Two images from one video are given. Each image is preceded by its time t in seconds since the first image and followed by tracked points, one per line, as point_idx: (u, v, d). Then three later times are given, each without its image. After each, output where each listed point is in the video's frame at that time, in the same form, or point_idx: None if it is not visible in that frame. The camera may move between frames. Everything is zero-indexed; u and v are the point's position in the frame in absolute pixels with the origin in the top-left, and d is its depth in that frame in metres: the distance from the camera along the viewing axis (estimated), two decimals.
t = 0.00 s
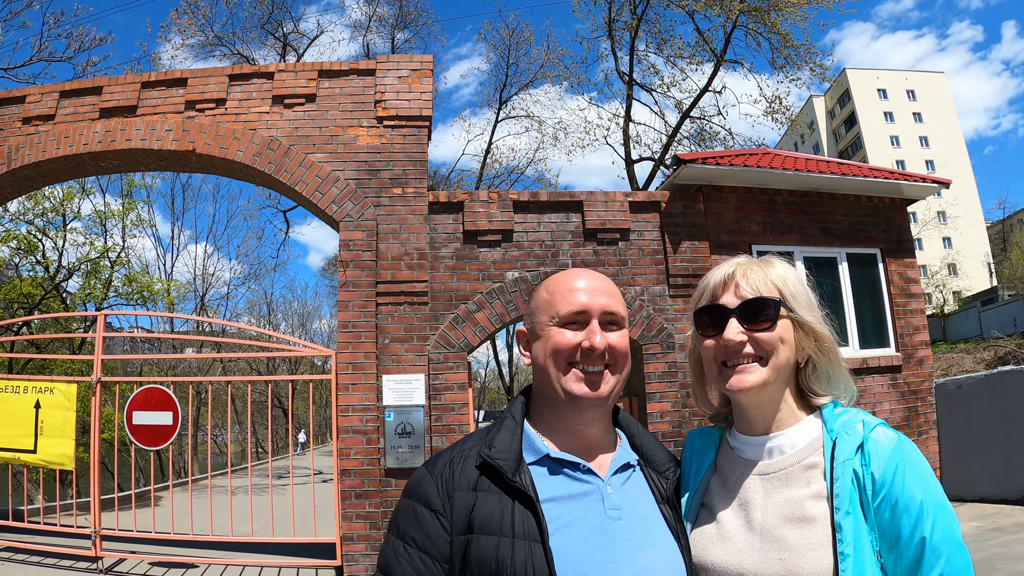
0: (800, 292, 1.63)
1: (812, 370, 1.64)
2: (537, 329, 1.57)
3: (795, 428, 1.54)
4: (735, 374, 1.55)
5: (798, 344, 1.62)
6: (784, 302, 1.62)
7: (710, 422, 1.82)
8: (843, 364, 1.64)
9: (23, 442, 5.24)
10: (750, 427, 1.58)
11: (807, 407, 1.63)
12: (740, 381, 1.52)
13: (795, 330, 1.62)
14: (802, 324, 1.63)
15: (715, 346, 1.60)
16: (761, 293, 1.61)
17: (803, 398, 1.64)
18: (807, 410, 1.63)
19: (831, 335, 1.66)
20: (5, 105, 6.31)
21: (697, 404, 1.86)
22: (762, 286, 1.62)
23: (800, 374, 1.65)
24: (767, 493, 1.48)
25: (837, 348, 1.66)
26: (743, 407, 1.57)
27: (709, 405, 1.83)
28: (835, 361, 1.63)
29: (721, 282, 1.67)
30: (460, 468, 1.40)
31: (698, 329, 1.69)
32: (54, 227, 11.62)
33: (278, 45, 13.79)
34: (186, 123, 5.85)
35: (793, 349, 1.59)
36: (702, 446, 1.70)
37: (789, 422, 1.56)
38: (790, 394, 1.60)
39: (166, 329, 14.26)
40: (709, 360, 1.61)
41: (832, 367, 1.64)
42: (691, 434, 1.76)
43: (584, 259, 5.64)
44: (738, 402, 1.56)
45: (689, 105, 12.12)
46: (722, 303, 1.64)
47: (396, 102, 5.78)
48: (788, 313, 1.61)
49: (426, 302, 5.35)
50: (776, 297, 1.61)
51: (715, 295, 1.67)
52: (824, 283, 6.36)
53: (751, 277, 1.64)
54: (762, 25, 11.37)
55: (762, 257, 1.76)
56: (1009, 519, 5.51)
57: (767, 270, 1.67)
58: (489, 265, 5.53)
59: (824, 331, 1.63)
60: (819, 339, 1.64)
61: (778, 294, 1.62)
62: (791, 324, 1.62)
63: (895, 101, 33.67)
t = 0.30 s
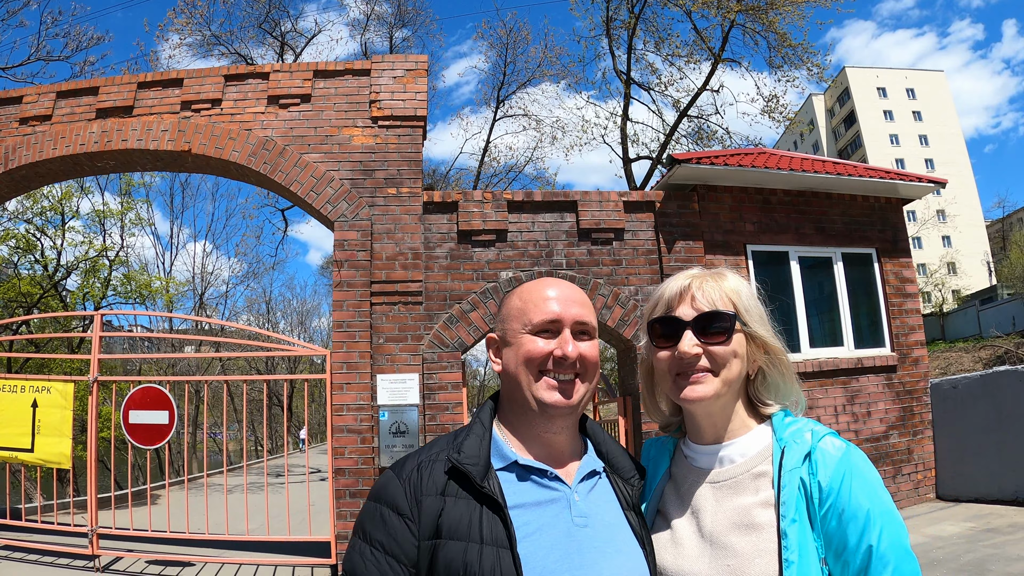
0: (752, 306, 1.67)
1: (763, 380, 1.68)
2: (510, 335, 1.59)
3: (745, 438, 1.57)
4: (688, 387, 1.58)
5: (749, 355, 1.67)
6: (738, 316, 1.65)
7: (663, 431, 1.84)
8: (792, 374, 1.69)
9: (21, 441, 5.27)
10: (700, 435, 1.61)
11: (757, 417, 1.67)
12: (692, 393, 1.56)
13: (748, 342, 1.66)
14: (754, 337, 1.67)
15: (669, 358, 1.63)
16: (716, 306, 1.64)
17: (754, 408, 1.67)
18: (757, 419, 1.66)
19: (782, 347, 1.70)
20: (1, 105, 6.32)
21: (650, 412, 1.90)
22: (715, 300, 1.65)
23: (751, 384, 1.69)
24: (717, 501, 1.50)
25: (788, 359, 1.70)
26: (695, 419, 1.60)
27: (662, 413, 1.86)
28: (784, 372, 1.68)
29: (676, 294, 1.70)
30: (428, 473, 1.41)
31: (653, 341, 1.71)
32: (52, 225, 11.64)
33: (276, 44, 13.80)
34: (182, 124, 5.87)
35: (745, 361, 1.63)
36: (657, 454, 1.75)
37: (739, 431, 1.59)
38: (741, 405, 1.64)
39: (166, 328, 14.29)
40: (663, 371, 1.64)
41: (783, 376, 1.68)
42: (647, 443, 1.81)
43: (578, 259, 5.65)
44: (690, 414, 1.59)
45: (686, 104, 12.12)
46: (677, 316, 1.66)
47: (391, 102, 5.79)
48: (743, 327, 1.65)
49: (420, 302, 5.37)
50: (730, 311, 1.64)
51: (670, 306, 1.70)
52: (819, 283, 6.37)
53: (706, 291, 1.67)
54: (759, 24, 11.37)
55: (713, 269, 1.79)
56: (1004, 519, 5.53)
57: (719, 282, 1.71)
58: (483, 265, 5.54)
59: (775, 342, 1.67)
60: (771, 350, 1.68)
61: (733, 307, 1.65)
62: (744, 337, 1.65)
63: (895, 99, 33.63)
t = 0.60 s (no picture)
0: (723, 311, 1.69)
1: (726, 386, 1.71)
2: (475, 336, 1.64)
3: (706, 444, 1.58)
4: (657, 390, 1.57)
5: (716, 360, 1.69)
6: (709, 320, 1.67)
7: (620, 433, 1.87)
8: (756, 381, 1.72)
9: (16, 440, 5.27)
10: (661, 442, 1.62)
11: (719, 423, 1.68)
12: (661, 397, 1.55)
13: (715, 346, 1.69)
14: (721, 342, 1.69)
15: (638, 358, 1.62)
16: (689, 309, 1.66)
17: (715, 413, 1.69)
18: (719, 424, 1.68)
19: (750, 356, 1.73)
20: None
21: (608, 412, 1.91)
22: (688, 302, 1.66)
23: (714, 390, 1.71)
24: (675, 510, 1.51)
25: (755, 369, 1.73)
26: (658, 423, 1.60)
27: (621, 413, 1.87)
28: (748, 378, 1.70)
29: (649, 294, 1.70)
30: (386, 474, 1.44)
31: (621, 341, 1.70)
32: (50, 224, 11.64)
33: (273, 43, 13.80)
34: (176, 123, 5.87)
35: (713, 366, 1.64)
36: (616, 458, 1.77)
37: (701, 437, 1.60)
38: (705, 410, 1.65)
39: (164, 326, 14.30)
40: (630, 371, 1.63)
41: (746, 383, 1.71)
42: (608, 446, 1.84)
43: (571, 258, 5.65)
44: (654, 416, 1.59)
45: (683, 103, 12.11)
46: (650, 317, 1.66)
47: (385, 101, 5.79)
48: (713, 333, 1.67)
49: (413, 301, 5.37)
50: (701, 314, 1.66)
51: (644, 306, 1.69)
52: (814, 282, 6.37)
53: (679, 293, 1.68)
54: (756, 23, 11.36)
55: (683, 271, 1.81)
56: (999, 519, 5.52)
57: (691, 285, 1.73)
58: (476, 264, 5.54)
59: (742, 349, 1.70)
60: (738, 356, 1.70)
61: (705, 311, 1.67)
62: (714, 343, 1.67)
63: (895, 98, 33.60)
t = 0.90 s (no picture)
0: (705, 303, 1.68)
1: (713, 382, 1.70)
2: (452, 330, 1.64)
3: (696, 444, 1.57)
4: (637, 386, 1.56)
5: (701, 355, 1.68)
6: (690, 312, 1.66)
7: (607, 433, 1.85)
8: (743, 376, 1.70)
9: (12, 438, 5.26)
10: (648, 441, 1.61)
11: (707, 420, 1.67)
12: (641, 393, 1.54)
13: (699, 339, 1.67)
14: (705, 336, 1.68)
15: (620, 355, 1.62)
16: (670, 301, 1.65)
17: (703, 410, 1.68)
18: (707, 422, 1.67)
19: (735, 349, 1.72)
20: None
21: (595, 410, 1.90)
22: (668, 294, 1.66)
23: (699, 386, 1.70)
24: (665, 511, 1.50)
25: (741, 362, 1.72)
26: (643, 421, 1.59)
27: (608, 411, 1.87)
28: (734, 373, 1.69)
29: (628, 287, 1.71)
30: (364, 471, 1.43)
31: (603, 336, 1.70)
32: (48, 223, 11.62)
33: (271, 42, 13.78)
34: (173, 121, 5.85)
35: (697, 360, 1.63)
36: (604, 456, 1.76)
37: (688, 436, 1.59)
38: (692, 406, 1.64)
39: (162, 326, 14.29)
40: (613, 367, 1.63)
41: (732, 378, 1.70)
42: (595, 442, 1.83)
43: (568, 256, 5.64)
44: (637, 413, 1.58)
45: (681, 101, 12.11)
46: (630, 310, 1.66)
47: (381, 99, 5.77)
48: (696, 326, 1.66)
49: (410, 299, 5.36)
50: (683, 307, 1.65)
51: (623, 299, 1.70)
52: (810, 281, 6.37)
53: (660, 286, 1.68)
54: (754, 22, 11.35)
55: (667, 264, 1.81)
56: (996, 518, 5.52)
57: (673, 278, 1.73)
58: (473, 262, 5.54)
59: (726, 342, 1.69)
60: (722, 352, 1.70)
61: (687, 303, 1.67)
62: (697, 335, 1.66)
63: (894, 97, 33.60)
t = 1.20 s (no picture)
0: (706, 296, 1.68)
1: (718, 377, 1.70)
2: (443, 326, 1.66)
3: (702, 438, 1.57)
4: (637, 380, 1.57)
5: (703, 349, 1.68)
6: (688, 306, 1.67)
7: (618, 426, 1.88)
8: (746, 371, 1.70)
9: (11, 437, 5.26)
10: (655, 435, 1.63)
11: (713, 414, 1.67)
12: (642, 387, 1.55)
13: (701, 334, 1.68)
14: (708, 330, 1.68)
15: (620, 351, 1.63)
16: (666, 295, 1.66)
17: (709, 405, 1.69)
18: (712, 417, 1.68)
19: (737, 342, 1.72)
20: None
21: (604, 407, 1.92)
22: (665, 289, 1.67)
23: (705, 381, 1.70)
24: (671, 503, 1.50)
25: (742, 355, 1.72)
26: (647, 413, 1.61)
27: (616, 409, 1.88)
28: (737, 370, 1.69)
29: (627, 283, 1.72)
30: (368, 467, 1.44)
31: (604, 332, 1.72)
32: (47, 221, 11.60)
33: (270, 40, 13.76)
34: (172, 119, 5.85)
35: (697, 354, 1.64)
36: (613, 451, 1.78)
37: (695, 430, 1.60)
38: (696, 400, 1.65)
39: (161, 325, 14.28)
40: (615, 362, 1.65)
41: (736, 372, 1.70)
42: (604, 438, 1.85)
43: (567, 255, 5.64)
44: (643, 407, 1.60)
45: (680, 101, 12.11)
46: (628, 306, 1.67)
47: (381, 98, 5.77)
48: (696, 319, 1.66)
49: (409, 297, 5.36)
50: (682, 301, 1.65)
51: (621, 295, 1.72)
52: (809, 280, 6.37)
53: (657, 280, 1.69)
54: (753, 21, 11.36)
55: (671, 258, 1.82)
56: (995, 518, 5.53)
57: (674, 273, 1.73)
58: (472, 260, 5.55)
59: (728, 336, 1.69)
60: (727, 347, 1.70)
61: (685, 296, 1.67)
62: (698, 329, 1.66)
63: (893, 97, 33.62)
